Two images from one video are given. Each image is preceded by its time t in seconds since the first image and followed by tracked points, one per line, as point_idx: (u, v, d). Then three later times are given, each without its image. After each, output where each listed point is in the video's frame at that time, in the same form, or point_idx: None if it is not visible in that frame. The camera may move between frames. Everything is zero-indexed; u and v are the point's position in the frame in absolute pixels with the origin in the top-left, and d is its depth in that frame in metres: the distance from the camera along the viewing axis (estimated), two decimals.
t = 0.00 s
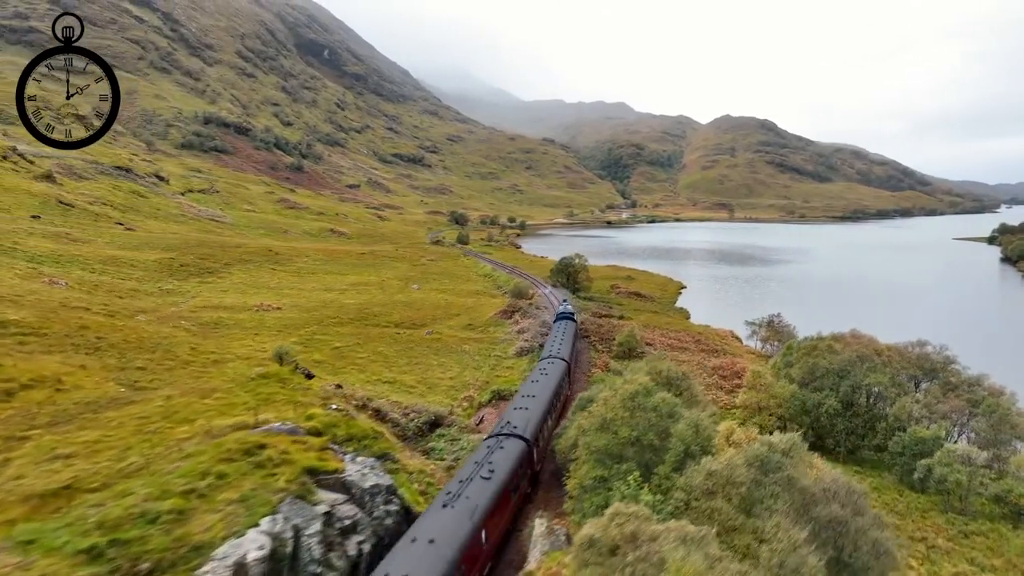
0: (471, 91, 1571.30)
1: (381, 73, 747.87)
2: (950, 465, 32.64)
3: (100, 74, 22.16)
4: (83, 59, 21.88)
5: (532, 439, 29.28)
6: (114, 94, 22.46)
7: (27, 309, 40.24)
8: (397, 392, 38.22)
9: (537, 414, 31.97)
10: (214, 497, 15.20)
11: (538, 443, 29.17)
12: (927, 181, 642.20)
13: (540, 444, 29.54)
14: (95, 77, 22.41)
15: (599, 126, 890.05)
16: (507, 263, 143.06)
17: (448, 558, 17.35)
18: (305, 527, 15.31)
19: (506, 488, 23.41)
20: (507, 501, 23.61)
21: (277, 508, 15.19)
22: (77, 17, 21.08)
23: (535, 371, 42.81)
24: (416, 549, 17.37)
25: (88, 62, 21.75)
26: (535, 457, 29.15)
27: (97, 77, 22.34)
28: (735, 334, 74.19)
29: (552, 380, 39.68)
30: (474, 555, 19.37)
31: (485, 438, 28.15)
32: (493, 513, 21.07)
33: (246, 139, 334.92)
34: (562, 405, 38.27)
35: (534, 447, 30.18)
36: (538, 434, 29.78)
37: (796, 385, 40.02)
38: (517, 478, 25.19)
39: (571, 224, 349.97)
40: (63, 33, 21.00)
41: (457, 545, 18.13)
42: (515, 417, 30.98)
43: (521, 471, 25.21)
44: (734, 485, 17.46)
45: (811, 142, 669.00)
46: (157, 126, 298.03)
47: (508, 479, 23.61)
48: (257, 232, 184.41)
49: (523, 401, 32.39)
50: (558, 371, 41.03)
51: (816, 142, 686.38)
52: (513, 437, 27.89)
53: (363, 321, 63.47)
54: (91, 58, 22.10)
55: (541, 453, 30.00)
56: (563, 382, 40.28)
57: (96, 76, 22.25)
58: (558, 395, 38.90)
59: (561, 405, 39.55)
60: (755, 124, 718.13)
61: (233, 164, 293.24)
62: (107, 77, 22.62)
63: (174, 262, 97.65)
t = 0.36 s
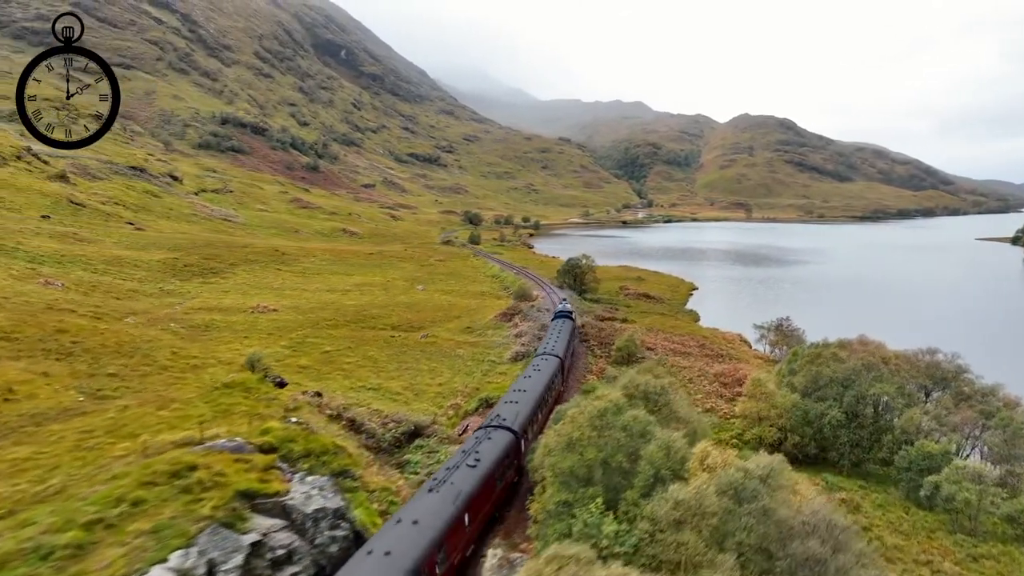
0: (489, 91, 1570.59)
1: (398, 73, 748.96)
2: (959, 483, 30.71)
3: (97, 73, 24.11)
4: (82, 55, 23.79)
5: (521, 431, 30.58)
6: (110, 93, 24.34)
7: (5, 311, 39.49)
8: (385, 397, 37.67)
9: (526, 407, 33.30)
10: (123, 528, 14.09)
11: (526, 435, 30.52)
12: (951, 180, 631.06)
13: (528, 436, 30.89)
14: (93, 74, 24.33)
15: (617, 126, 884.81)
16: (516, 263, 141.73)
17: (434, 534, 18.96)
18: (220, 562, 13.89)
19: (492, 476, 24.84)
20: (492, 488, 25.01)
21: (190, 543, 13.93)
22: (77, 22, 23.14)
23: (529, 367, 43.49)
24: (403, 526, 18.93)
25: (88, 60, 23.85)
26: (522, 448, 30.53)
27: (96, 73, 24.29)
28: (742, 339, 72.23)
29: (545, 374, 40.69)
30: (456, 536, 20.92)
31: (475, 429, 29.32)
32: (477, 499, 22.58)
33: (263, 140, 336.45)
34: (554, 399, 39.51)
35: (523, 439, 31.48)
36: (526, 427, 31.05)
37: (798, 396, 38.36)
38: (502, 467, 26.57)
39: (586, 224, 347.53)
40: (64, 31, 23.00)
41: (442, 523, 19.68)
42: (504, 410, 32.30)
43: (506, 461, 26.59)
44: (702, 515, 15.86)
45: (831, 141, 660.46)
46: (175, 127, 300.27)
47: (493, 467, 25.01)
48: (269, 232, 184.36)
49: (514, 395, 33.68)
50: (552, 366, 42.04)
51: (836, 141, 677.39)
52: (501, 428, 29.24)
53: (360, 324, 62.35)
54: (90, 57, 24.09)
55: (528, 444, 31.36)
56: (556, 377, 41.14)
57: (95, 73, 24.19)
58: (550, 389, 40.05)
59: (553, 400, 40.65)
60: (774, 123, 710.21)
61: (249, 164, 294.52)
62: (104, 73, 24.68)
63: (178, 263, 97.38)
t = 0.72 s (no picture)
0: (503, 91, 1570.48)
1: (413, 73, 749.71)
2: (966, 501, 28.91)
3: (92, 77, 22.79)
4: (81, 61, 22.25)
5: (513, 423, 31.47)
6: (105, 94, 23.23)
7: None
8: (372, 405, 36.73)
9: (518, 403, 34.13)
10: (20, 564, 12.93)
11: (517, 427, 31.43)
12: (972, 180, 621.04)
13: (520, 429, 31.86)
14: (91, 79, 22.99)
15: (632, 125, 880.61)
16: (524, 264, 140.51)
17: (418, 522, 20.38)
18: None
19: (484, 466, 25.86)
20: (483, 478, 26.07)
21: None
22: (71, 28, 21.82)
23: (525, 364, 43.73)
24: (393, 513, 20.48)
25: (87, 65, 22.25)
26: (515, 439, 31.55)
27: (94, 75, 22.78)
28: (749, 343, 70.50)
29: (539, 371, 40.86)
30: (444, 523, 22.19)
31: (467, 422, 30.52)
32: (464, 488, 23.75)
33: (277, 140, 337.59)
34: (550, 393, 40.05)
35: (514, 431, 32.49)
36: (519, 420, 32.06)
37: (799, 406, 36.81)
38: (492, 457, 27.48)
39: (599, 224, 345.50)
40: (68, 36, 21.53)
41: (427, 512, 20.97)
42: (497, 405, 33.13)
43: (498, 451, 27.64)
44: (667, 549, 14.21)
45: (849, 140, 652.95)
46: (190, 128, 301.79)
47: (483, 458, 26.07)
48: (278, 232, 183.97)
49: (508, 390, 34.46)
50: (546, 363, 42.18)
51: (855, 140, 669.43)
52: (493, 422, 30.24)
53: (357, 326, 61.05)
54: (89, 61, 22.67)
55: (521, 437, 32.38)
56: (550, 373, 41.17)
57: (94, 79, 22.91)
58: (544, 383, 40.48)
59: (547, 397, 40.90)
60: (792, 122, 703.26)
61: (263, 164, 295.68)
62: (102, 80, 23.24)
63: (182, 263, 96.72)
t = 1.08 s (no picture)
0: (521, 90, 1567.03)
1: (430, 73, 750.66)
2: (974, 521, 26.70)
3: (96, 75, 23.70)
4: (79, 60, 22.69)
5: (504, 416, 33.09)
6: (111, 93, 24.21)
7: None
8: (354, 412, 35.67)
9: (511, 397, 35.27)
10: None
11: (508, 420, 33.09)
12: (997, 180, 609.48)
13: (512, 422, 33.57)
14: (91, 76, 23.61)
15: (650, 125, 875.42)
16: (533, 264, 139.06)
17: (408, 506, 22.36)
18: None
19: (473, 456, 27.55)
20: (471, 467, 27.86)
21: None
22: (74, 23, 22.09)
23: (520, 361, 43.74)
24: (385, 499, 22.57)
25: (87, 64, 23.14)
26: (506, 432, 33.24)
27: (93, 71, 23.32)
28: (757, 348, 68.42)
29: (535, 366, 41.42)
30: (433, 507, 24.06)
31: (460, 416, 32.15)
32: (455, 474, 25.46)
33: (294, 140, 338.68)
34: (546, 387, 41.13)
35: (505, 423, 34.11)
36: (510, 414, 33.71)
37: (801, 417, 34.97)
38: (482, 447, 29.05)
39: (614, 224, 342.97)
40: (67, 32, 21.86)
41: (416, 497, 22.85)
42: (491, 399, 34.74)
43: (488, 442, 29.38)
44: None
45: (870, 140, 644.25)
46: (207, 129, 303.69)
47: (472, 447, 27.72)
48: (290, 232, 183.76)
49: (502, 384, 35.77)
50: (543, 359, 42.71)
51: (876, 139, 660.09)
52: (484, 415, 31.90)
53: (352, 329, 59.88)
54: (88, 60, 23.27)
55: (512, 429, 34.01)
56: (547, 369, 41.56)
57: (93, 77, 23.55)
58: (540, 377, 41.34)
59: (544, 391, 41.77)
60: (811, 121, 695.38)
61: (279, 164, 296.63)
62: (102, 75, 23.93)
63: (185, 264, 96.38)
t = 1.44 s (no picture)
0: (537, 90, 1565.97)
1: (446, 73, 750.94)
2: (982, 545, 24.70)
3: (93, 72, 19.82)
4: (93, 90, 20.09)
5: (498, 411, 33.81)
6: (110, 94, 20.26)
7: None
8: (335, 419, 34.63)
9: (508, 392, 35.56)
10: None
11: (503, 415, 33.74)
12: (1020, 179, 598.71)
13: (507, 418, 34.16)
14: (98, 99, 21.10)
15: (666, 124, 869.84)
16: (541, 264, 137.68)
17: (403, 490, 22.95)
18: None
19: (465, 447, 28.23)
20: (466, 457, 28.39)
21: None
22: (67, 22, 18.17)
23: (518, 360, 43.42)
24: (381, 486, 23.43)
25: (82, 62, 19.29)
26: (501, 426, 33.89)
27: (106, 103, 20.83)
28: (764, 353, 66.52)
29: (532, 363, 41.24)
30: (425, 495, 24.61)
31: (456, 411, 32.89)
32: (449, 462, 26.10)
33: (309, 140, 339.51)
34: (543, 384, 41.14)
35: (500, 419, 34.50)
36: (504, 409, 34.29)
37: (801, 429, 33.35)
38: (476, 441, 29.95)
39: (628, 224, 340.46)
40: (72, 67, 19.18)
41: (412, 480, 23.54)
42: (486, 393, 35.49)
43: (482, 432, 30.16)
44: None
45: (890, 139, 635.84)
46: (223, 129, 305.30)
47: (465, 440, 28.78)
48: (301, 232, 183.59)
49: (498, 379, 36.24)
50: (541, 356, 42.35)
51: (897, 138, 651.41)
52: (478, 410, 32.78)
53: (347, 332, 58.69)
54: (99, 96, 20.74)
55: (507, 424, 34.58)
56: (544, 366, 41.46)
57: (99, 102, 21.06)
58: (537, 374, 41.23)
59: (542, 387, 41.75)
60: (830, 120, 687.16)
61: (294, 164, 297.64)
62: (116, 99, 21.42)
63: (189, 264, 95.95)
